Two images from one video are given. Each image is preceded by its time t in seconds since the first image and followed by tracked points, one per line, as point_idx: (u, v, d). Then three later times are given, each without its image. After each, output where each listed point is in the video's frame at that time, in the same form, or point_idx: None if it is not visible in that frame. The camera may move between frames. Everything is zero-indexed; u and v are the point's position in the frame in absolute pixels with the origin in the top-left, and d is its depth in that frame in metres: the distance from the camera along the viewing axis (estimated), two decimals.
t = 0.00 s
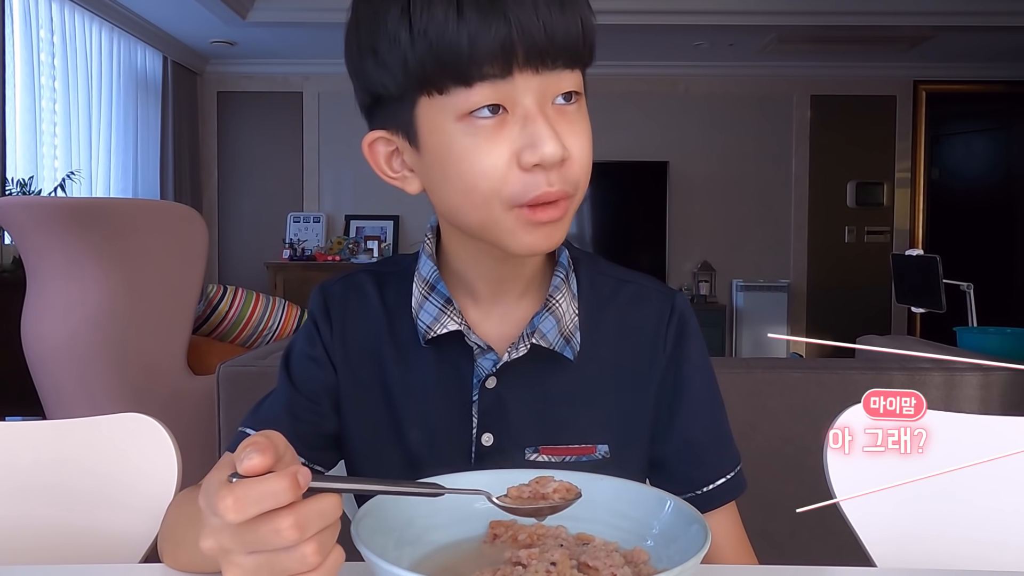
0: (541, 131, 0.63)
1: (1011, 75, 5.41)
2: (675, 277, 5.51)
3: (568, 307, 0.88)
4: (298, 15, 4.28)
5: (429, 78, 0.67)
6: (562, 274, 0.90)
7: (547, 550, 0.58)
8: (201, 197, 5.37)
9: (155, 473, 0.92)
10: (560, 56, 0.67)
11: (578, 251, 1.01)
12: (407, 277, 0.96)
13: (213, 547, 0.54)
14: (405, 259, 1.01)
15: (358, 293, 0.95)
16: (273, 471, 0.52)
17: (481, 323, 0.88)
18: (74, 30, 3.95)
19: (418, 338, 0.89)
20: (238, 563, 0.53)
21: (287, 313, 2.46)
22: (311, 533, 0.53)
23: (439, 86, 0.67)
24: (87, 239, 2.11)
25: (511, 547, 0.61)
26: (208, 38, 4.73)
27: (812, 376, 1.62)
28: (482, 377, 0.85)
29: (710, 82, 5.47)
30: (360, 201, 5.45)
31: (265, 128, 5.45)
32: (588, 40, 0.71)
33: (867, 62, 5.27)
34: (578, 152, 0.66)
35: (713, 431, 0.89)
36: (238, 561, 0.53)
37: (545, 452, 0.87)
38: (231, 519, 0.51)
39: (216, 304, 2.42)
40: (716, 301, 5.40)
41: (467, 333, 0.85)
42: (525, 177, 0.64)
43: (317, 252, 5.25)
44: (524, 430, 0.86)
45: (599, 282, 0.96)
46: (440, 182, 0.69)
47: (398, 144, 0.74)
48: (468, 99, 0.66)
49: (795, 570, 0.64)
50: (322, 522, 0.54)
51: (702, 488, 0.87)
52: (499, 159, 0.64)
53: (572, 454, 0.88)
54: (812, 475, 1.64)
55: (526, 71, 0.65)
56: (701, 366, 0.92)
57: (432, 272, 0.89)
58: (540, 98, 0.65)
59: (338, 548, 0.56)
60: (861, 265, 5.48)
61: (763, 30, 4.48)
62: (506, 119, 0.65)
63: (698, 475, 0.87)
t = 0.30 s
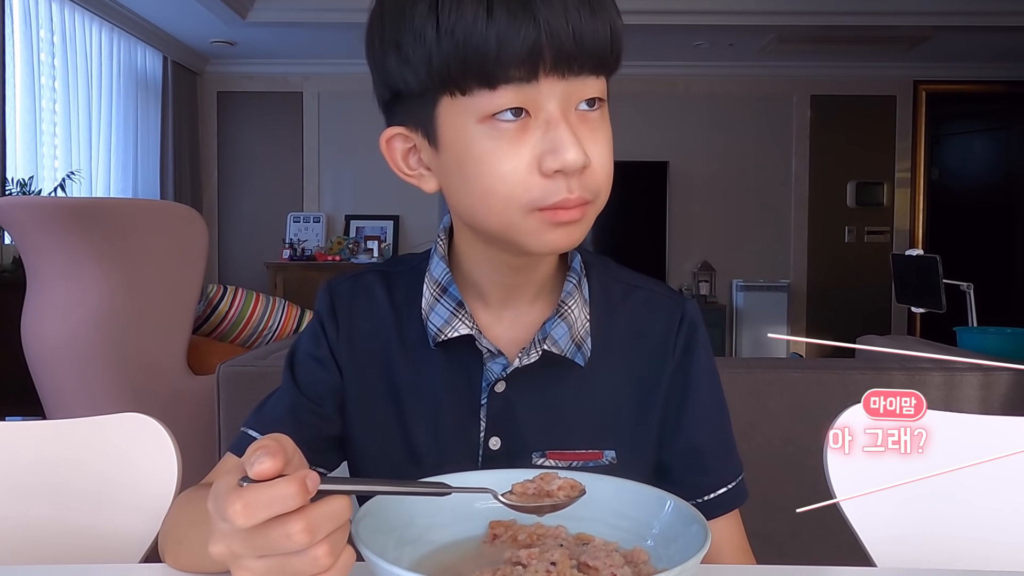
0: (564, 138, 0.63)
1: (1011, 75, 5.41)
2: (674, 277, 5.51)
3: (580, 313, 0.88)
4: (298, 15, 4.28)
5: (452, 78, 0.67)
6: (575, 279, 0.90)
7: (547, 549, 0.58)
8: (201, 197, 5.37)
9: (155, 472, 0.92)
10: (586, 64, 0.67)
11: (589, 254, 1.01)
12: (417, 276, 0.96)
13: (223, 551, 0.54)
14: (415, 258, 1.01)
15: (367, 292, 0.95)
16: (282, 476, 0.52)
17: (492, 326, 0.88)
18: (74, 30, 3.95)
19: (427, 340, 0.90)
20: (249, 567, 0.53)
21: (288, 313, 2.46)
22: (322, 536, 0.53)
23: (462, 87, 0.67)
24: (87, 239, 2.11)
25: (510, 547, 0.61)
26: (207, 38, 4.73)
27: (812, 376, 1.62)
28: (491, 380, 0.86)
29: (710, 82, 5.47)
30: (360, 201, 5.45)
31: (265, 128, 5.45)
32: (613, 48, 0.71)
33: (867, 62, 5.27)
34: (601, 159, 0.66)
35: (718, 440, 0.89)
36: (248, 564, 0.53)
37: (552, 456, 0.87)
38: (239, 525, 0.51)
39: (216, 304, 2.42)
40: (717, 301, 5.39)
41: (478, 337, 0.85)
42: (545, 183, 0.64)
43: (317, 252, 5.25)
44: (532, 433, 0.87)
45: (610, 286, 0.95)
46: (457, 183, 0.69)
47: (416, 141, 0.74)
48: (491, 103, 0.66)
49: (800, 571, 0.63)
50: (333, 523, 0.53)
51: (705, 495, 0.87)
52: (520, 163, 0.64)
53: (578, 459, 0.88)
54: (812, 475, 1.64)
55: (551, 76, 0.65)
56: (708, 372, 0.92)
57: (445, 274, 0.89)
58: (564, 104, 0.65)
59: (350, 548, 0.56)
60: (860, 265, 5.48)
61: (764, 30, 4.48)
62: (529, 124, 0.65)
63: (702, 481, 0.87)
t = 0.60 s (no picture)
0: (529, 158, 0.63)
1: (1011, 75, 5.41)
2: (675, 277, 5.51)
3: (580, 316, 0.88)
4: (298, 15, 4.28)
5: (428, 89, 0.68)
6: (576, 282, 0.90)
7: (547, 549, 0.58)
8: (201, 197, 5.37)
9: (155, 472, 0.92)
10: (562, 79, 0.66)
11: (591, 256, 1.01)
12: (418, 277, 0.96)
13: (222, 555, 0.54)
14: (417, 258, 1.01)
15: (368, 293, 0.95)
16: (281, 481, 0.52)
17: (492, 328, 0.88)
18: (74, 29, 3.95)
19: (428, 341, 0.90)
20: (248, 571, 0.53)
21: (288, 313, 2.46)
22: (320, 543, 0.53)
23: (436, 97, 0.67)
24: (87, 239, 2.11)
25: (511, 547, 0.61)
26: (207, 38, 4.73)
27: (812, 377, 1.62)
28: (490, 382, 0.86)
29: (710, 82, 5.47)
30: (360, 201, 5.45)
31: (265, 128, 5.45)
32: (598, 57, 0.69)
33: (867, 62, 5.27)
34: (569, 179, 0.66)
35: (718, 445, 0.88)
36: (247, 568, 0.54)
37: (550, 459, 0.87)
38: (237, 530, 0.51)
39: (216, 304, 2.42)
40: (717, 301, 5.39)
41: (478, 339, 0.85)
42: (507, 202, 0.65)
43: (317, 252, 5.25)
44: (531, 436, 0.87)
45: (612, 289, 0.95)
46: (433, 191, 0.70)
47: (404, 141, 0.75)
48: (462, 116, 0.66)
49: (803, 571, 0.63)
50: (330, 530, 0.54)
51: (703, 500, 0.86)
52: (486, 181, 0.65)
53: (577, 462, 0.88)
54: (812, 475, 1.64)
55: (524, 92, 0.65)
56: (708, 375, 0.91)
57: (446, 275, 0.89)
58: (535, 122, 0.65)
59: (349, 553, 0.56)
60: (861, 264, 5.48)
61: (764, 30, 4.48)
62: (498, 141, 0.65)
63: (699, 486, 0.87)
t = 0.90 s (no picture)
0: (503, 166, 0.63)
1: (1011, 75, 5.41)
2: (675, 277, 5.51)
3: (576, 318, 0.88)
4: (298, 14, 4.28)
5: (404, 103, 0.68)
6: (573, 284, 0.90)
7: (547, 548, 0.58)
8: (201, 197, 5.37)
9: (155, 472, 0.92)
10: (533, 84, 0.65)
11: (591, 257, 1.01)
12: (416, 277, 0.96)
13: (191, 552, 0.54)
14: (416, 258, 1.01)
15: (368, 292, 0.95)
16: (254, 478, 0.53)
17: (490, 329, 0.88)
18: (74, 29, 3.95)
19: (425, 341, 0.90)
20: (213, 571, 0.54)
21: (287, 313, 2.46)
22: (283, 546, 0.54)
23: (411, 110, 0.68)
24: (87, 238, 2.11)
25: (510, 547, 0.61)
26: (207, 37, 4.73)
27: (812, 377, 1.62)
28: (487, 383, 0.86)
29: (710, 82, 5.47)
30: (360, 201, 5.45)
31: (265, 129, 5.45)
32: (572, 58, 0.68)
33: (867, 62, 5.27)
34: (548, 182, 0.66)
35: (719, 447, 0.88)
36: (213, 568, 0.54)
37: (546, 460, 0.87)
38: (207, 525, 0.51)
39: (216, 304, 2.42)
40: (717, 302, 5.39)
41: (474, 339, 0.85)
42: (486, 210, 0.65)
43: (317, 252, 5.25)
44: (528, 436, 0.87)
45: (611, 291, 0.95)
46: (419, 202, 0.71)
47: (396, 152, 0.76)
48: (436, 128, 0.66)
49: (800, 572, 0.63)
50: (295, 535, 0.54)
51: (705, 503, 0.85)
52: (465, 190, 0.65)
53: (573, 463, 0.88)
54: (812, 475, 1.64)
55: (495, 100, 0.64)
56: (708, 377, 0.91)
57: (444, 274, 0.89)
58: (509, 128, 0.64)
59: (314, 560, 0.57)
60: (861, 264, 5.48)
61: (764, 30, 4.48)
62: (474, 150, 0.65)
63: (699, 489, 0.86)
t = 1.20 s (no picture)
0: (487, 188, 0.63)
1: (1011, 75, 5.41)
2: (674, 278, 5.50)
3: (574, 320, 0.88)
4: (298, 15, 4.28)
5: (395, 116, 0.68)
6: (571, 286, 0.90)
7: (546, 547, 0.58)
8: (201, 197, 5.37)
9: (155, 472, 0.92)
10: (521, 107, 0.64)
11: (589, 257, 1.01)
12: (415, 279, 0.96)
13: (166, 559, 0.54)
14: (415, 258, 1.01)
15: (367, 293, 0.95)
16: (235, 489, 0.53)
17: (488, 330, 0.89)
18: (74, 29, 3.95)
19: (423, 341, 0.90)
20: None
21: (287, 313, 2.46)
22: (259, 557, 0.53)
23: (400, 124, 0.68)
24: (87, 238, 2.10)
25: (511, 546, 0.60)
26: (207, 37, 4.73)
27: (812, 376, 1.62)
28: (484, 383, 0.86)
29: (710, 82, 5.46)
30: (360, 201, 5.45)
31: (264, 129, 5.45)
32: (564, 79, 0.66)
33: (867, 62, 5.27)
34: (533, 204, 0.66)
35: (720, 446, 0.88)
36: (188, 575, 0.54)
37: (544, 460, 0.87)
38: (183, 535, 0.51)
39: (216, 304, 2.42)
40: (716, 302, 5.40)
41: (472, 340, 0.86)
42: (470, 229, 0.65)
43: (317, 252, 5.25)
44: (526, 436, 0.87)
45: (610, 292, 0.95)
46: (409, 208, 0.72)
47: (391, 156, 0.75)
48: (423, 144, 0.65)
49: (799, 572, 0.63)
50: (272, 546, 0.54)
51: (702, 504, 0.85)
52: (450, 208, 0.65)
53: (571, 464, 0.88)
54: (812, 475, 1.64)
55: (481, 123, 0.63)
56: (707, 376, 0.91)
57: (441, 276, 0.90)
58: (496, 151, 0.63)
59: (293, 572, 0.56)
60: (861, 265, 5.48)
61: (764, 30, 4.49)
62: (460, 169, 0.65)
63: (698, 489, 0.85)
